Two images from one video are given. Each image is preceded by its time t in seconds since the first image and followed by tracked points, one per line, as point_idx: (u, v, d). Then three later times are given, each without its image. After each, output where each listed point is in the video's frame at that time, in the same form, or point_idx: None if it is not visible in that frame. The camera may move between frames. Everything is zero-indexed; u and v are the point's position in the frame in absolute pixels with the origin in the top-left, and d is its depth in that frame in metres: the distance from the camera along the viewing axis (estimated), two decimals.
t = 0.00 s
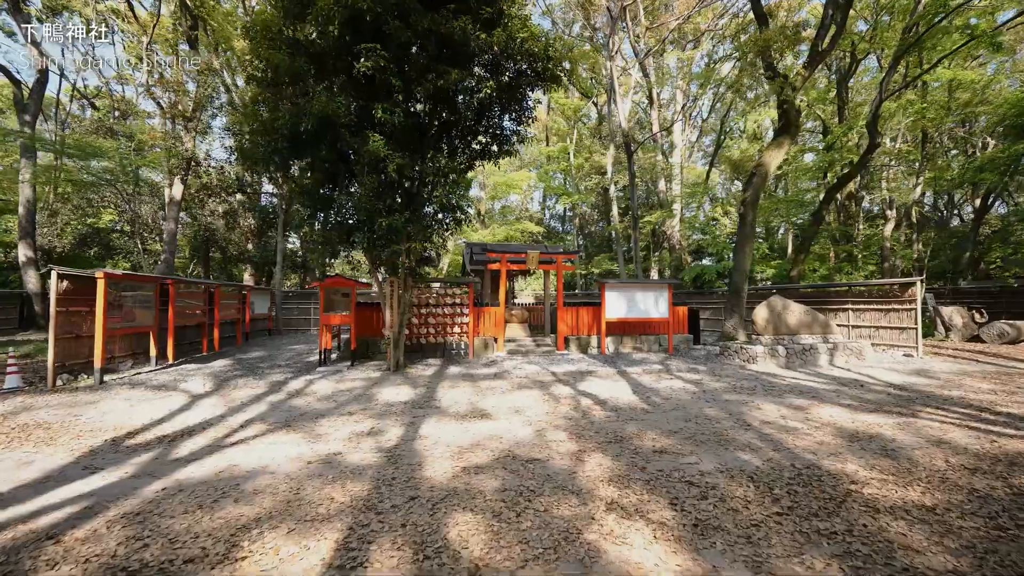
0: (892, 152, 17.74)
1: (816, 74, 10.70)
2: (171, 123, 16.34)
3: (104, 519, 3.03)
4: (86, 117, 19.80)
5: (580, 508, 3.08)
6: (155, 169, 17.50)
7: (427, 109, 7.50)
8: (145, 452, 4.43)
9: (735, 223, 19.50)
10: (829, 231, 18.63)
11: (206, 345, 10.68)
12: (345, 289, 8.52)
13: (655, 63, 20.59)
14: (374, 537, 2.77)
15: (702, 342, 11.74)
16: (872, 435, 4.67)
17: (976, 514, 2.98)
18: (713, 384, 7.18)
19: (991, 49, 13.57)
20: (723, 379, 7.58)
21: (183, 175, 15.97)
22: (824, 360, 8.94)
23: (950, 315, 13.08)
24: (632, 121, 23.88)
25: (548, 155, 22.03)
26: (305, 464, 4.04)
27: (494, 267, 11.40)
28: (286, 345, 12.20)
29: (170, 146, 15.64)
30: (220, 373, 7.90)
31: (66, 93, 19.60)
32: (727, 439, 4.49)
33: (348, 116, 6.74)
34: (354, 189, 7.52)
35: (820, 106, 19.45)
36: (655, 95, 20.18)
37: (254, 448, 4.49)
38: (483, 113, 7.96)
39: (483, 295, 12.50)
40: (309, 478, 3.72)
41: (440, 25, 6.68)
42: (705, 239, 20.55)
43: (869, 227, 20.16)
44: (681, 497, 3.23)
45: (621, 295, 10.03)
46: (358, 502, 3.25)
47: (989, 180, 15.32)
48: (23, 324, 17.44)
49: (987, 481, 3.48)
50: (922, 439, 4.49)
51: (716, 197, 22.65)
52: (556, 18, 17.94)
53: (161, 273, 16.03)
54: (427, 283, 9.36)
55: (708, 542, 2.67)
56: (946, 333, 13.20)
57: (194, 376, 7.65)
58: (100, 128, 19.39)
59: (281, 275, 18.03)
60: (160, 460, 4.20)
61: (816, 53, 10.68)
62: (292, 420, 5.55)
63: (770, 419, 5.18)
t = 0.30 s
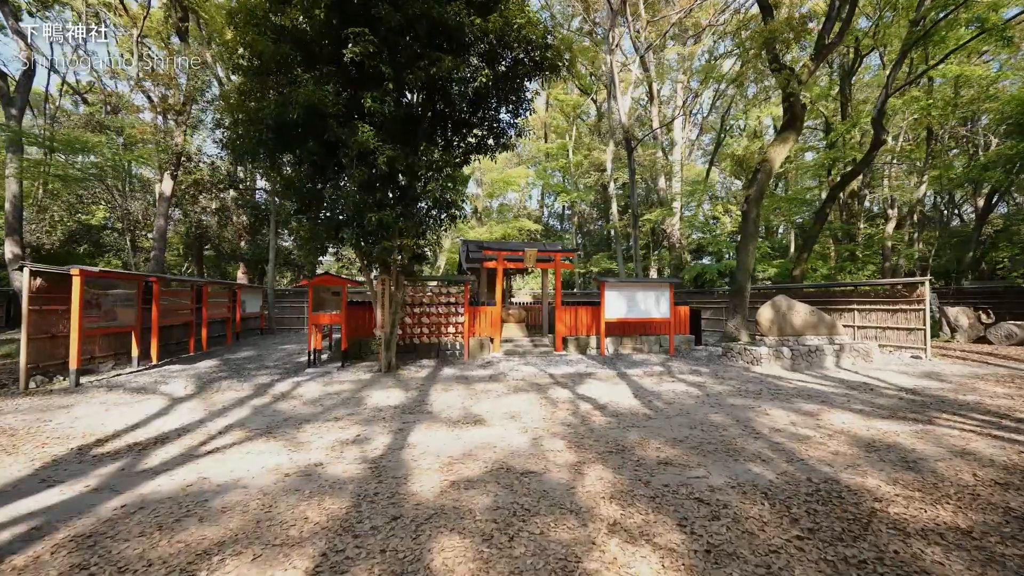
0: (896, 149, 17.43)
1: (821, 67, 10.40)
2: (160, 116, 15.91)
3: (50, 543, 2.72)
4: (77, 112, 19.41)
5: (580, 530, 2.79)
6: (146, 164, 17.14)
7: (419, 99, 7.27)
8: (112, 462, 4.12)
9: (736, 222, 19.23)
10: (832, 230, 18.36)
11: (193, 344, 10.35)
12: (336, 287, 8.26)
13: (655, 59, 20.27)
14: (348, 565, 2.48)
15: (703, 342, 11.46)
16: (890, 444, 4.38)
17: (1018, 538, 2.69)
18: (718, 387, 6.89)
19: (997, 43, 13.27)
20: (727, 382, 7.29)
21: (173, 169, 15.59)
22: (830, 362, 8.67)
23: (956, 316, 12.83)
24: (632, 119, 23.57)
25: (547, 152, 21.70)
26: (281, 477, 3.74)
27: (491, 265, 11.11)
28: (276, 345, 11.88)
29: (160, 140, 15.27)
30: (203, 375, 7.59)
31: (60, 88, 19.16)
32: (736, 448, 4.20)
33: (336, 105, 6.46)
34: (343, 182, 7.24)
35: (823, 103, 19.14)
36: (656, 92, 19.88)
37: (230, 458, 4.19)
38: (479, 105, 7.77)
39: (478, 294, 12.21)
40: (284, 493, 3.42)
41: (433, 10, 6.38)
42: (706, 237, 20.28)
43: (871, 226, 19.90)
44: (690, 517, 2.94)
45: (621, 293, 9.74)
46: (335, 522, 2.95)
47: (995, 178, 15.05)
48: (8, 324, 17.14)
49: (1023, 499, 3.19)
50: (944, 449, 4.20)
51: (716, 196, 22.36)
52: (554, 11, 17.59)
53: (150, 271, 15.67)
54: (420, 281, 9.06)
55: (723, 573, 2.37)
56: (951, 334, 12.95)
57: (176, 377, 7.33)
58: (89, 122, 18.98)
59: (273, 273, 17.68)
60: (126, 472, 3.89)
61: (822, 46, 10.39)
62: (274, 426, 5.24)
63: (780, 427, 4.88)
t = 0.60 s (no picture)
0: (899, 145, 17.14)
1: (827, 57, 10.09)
2: (149, 108, 15.50)
3: None
4: (67, 105, 19.04)
5: (578, 554, 2.48)
6: (135, 159, 16.75)
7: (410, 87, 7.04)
8: (71, 472, 3.80)
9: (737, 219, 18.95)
10: (834, 227, 18.09)
11: (178, 343, 10.03)
12: (324, 283, 7.98)
13: (655, 53, 19.95)
14: None
15: (704, 341, 11.17)
16: (911, 451, 4.09)
17: None
18: (722, 389, 6.59)
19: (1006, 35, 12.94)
20: (731, 383, 7.00)
21: (162, 164, 15.21)
22: (836, 362, 8.40)
23: (961, 315, 12.59)
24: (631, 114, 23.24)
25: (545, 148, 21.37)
26: (252, 490, 3.42)
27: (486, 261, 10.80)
28: (266, 344, 11.55)
29: (149, 134, 14.90)
30: (185, 376, 7.27)
31: (50, 82, 18.78)
32: (746, 457, 3.90)
33: (321, 91, 6.16)
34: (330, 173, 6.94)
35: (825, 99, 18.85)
36: (656, 87, 19.59)
37: (200, 467, 3.87)
38: (473, 94, 7.56)
39: (474, 291, 11.90)
40: (252, 509, 3.11)
41: None
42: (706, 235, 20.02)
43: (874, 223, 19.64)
44: (701, 537, 2.64)
45: (621, 291, 9.44)
46: (304, 544, 2.64)
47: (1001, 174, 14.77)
48: None
49: None
50: (968, 457, 3.91)
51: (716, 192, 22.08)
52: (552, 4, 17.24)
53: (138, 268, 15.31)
54: (412, 278, 8.76)
55: None
56: (956, 333, 12.71)
57: (155, 378, 7.01)
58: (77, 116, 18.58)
59: (266, 269, 17.34)
60: (84, 483, 3.58)
61: (828, 36, 10.09)
62: (253, 430, 4.93)
63: (791, 432, 4.59)
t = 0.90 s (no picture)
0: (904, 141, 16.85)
1: (833, 46, 9.76)
2: (136, 100, 15.07)
3: None
4: (54, 99, 18.64)
5: None
6: (123, 153, 16.37)
7: (400, 75, 6.75)
8: (22, 487, 3.48)
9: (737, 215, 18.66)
10: (836, 223, 17.80)
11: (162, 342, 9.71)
12: (312, 280, 7.66)
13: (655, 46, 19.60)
14: None
15: (705, 340, 10.88)
16: (934, 462, 3.80)
17: None
18: (725, 391, 6.30)
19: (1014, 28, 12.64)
20: (735, 385, 6.70)
21: (150, 158, 14.84)
22: (843, 362, 8.11)
23: (967, 313, 12.32)
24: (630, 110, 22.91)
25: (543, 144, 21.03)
26: (217, 508, 3.12)
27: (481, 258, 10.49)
28: (255, 343, 11.23)
29: (138, 127, 14.51)
30: (166, 378, 6.97)
31: (39, 76, 18.39)
32: (757, 469, 3.62)
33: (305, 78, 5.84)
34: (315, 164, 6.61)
35: (829, 93, 18.53)
36: (655, 81, 19.26)
37: (165, 481, 3.57)
38: (466, 83, 7.30)
39: (469, 288, 11.59)
40: (214, 531, 2.80)
41: None
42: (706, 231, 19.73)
43: (876, 220, 19.36)
44: (713, 568, 2.34)
45: (620, 289, 9.14)
46: None
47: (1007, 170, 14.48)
48: None
49: None
50: (997, 470, 3.62)
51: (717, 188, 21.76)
52: None
53: (127, 265, 14.96)
54: (404, 276, 8.45)
55: None
56: (962, 332, 12.44)
57: (133, 380, 6.70)
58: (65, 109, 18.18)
59: (258, 267, 16.99)
60: (36, 499, 3.27)
61: (835, 25, 9.76)
62: (229, 437, 4.63)
63: (803, 441, 4.29)
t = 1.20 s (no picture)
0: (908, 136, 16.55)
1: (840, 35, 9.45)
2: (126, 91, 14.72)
3: None
4: (42, 91, 18.26)
5: None
6: (113, 146, 16.01)
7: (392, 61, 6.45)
8: None
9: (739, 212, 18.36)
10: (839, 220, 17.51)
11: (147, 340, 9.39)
12: (304, 276, 7.32)
13: (655, 40, 19.27)
14: None
15: (708, 338, 10.59)
16: (962, 471, 3.51)
17: None
18: (732, 393, 6.00)
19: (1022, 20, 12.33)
20: (741, 386, 6.41)
21: (139, 151, 14.48)
22: (851, 362, 7.82)
23: (975, 312, 12.06)
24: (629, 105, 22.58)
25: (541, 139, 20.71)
26: (179, 525, 2.82)
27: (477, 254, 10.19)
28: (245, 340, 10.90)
29: (126, 120, 14.15)
30: (145, 378, 6.65)
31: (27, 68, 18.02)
32: (772, 480, 3.32)
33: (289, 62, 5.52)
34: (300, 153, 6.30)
35: (832, 87, 18.22)
36: (655, 75, 18.96)
37: (127, 493, 3.27)
38: (461, 70, 7.02)
39: (465, 285, 11.29)
40: (170, 554, 2.50)
41: None
42: (707, 227, 19.41)
43: (879, 217, 19.08)
44: None
45: (620, 286, 8.86)
46: None
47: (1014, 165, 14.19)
48: None
49: None
50: None
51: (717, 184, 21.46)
52: None
53: (116, 261, 14.62)
54: (397, 271, 8.14)
55: None
56: (969, 330, 12.18)
57: (109, 380, 6.38)
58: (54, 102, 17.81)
59: (251, 263, 16.66)
60: None
61: (842, 13, 9.45)
62: (204, 442, 4.32)
63: (818, 447, 4.00)
